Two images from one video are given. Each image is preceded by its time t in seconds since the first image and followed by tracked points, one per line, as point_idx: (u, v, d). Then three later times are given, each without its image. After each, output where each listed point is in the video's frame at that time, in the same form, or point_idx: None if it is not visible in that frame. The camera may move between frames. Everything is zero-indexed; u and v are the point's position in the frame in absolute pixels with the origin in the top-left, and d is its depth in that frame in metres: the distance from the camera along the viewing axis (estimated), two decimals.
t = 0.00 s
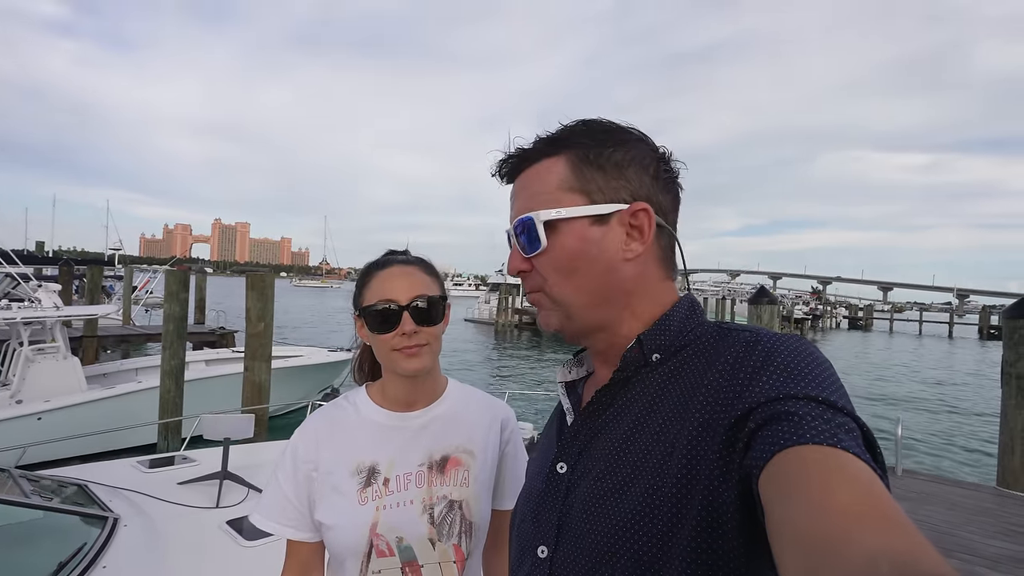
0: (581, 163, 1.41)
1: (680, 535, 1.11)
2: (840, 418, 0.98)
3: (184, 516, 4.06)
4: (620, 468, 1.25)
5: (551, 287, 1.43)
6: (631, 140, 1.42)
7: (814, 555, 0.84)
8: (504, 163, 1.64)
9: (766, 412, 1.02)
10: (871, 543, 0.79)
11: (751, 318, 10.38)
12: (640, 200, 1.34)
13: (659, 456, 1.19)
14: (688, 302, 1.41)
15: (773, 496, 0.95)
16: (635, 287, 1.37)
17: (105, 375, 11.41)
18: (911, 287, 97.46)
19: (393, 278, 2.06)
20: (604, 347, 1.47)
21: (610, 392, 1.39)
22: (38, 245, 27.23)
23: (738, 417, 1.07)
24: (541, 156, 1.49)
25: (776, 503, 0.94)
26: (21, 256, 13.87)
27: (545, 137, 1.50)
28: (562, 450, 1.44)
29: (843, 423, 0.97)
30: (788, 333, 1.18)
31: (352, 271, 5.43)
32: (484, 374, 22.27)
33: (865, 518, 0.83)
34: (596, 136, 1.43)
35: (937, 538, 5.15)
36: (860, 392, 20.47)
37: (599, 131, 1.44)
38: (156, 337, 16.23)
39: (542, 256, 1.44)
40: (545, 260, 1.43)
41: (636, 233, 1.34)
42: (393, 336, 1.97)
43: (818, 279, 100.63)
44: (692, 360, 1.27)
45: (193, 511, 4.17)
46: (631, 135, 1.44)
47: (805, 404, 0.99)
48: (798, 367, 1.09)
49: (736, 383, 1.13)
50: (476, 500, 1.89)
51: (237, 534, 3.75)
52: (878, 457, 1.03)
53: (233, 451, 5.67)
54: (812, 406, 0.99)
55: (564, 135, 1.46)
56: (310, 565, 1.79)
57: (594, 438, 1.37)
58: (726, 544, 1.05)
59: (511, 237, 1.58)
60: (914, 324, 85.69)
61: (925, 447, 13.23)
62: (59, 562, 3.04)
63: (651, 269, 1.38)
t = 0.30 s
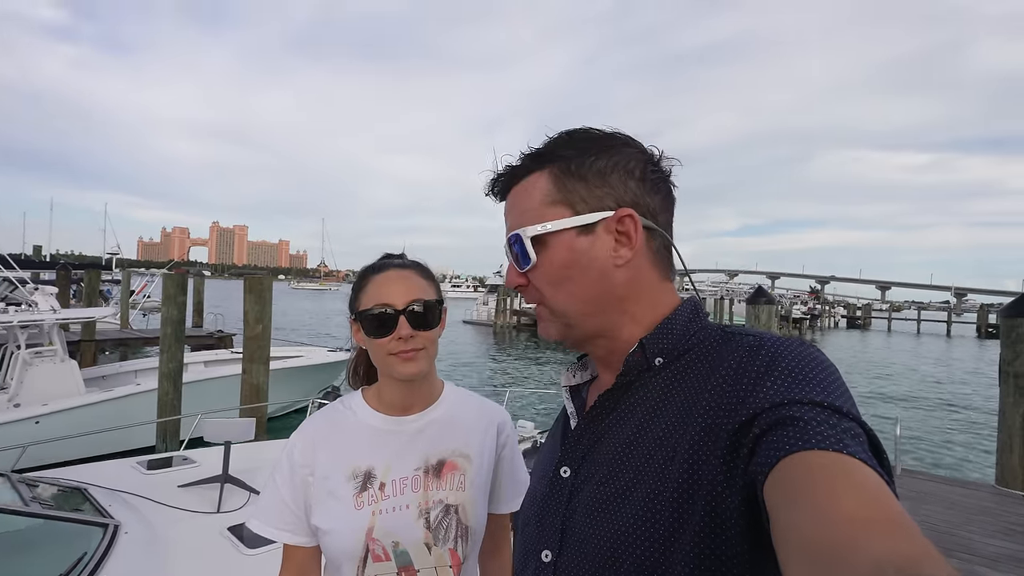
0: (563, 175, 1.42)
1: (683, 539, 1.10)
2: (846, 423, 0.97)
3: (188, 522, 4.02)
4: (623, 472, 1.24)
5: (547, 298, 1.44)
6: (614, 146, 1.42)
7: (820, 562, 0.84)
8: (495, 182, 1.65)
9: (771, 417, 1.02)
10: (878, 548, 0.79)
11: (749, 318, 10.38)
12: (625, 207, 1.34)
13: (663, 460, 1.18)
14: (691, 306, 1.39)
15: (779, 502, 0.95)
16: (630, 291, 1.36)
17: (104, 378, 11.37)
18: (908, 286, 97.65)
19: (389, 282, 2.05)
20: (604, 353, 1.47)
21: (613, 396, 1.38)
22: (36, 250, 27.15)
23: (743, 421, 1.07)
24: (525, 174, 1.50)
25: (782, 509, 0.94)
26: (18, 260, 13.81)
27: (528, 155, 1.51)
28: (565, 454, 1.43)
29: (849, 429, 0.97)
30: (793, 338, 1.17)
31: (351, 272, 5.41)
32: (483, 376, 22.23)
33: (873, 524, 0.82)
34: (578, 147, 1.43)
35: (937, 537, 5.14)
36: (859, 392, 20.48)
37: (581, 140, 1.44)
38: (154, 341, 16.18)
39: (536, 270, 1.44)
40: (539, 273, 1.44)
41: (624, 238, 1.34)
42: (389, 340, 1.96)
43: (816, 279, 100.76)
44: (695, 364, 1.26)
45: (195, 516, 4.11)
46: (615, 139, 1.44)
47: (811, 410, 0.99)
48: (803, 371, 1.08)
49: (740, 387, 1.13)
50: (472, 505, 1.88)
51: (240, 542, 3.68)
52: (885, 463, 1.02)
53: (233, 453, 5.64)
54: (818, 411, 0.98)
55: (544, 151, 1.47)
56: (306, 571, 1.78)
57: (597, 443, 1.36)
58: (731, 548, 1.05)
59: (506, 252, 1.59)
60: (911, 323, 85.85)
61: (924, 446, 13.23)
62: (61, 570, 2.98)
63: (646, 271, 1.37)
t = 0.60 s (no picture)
0: (549, 179, 1.41)
1: (677, 541, 1.09)
2: (839, 424, 0.96)
3: (185, 524, 3.98)
4: (616, 473, 1.23)
5: (538, 303, 1.43)
6: (600, 147, 1.41)
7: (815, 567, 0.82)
8: (483, 187, 1.64)
9: (764, 418, 1.01)
10: (871, 551, 0.78)
11: (745, 318, 10.39)
12: (613, 209, 1.33)
13: (655, 462, 1.17)
14: (682, 307, 1.38)
15: (772, 505, 0.94)
16: (622, 293, 1.35)
17: (98, 379, 11.31)
18: (904, 286, 98.07)
19: (380, 283, 2.04)
20: (595, 356, 1.46)
21: (607, 397, 1.37)
22: (29, 252, 27.07)
23: (737, 423, 1.06)
24: (512, 179, 1.50)
25: (775, 512, 0.93)
26: (11, 261, 13.70)
27: (515, 160, 1.50)
28: (558, 456, 1.41)
29: (842, 429, 0.95)
30: (786, 339, 1.16)
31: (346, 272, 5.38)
32: (479, 377, 22.21)
33: (865, 527, 0.81)
34: (563, 150, 1.43)
35: (932, 536, 5.15)
36: (856, 391, 20.53)
37: (566, 142, 1.44)
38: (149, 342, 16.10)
39: (528, 275, 1.43)
40: (531, 278, 1.42)
41: (614, 240, 1.33)
42: (380, 341, 1.95)
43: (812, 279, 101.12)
44: (687, 365, 1.25)
45: (190, 518, 4.06)
46: (600, 140, 1.43)
47: (803, 411, 0.98)
48: (796, 372, 1.07)
49: (733, 388, 1.12)
50: (461, 506, 1.87)
51: (237, 545, 3.63)
52: (875, 465, 1.01)
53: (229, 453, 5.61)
54: (811, 412, 0.97)
55: (529, 155, 1.46)
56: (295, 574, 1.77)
57: (590, 444, 1.34)
58: (724, 550, 1.04)
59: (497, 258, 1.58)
60: (907, 322, 86.20)
61: (919, 445, 13.28)
62: None
63: (636, 272, 1.36)
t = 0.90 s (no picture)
0: (541, 174, 1.41)
1: (670, 532, 1.09)
2: (829, 414, 0.96)
3: (187, 519, 3.99)
4: (610, 465, 1.23)
5: (532, 299, 1.43)
6: (593, 141, 1.41)
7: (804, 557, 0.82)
8: (477, 182, 1.64)
9: (756, 409, 1.01)
10: (860, 539, 0.78)
11: (744, 315, 10.38)
12: (606, 203, 1.33)
13: (648, 453, 1.17)
14: (676, 300, 1.38)
15: (763, 494, 0.94)
16: (617, 287, 1.35)
17: (100, 376, 11.34)
18: (904, 282, 97.95)
19: (376, 279, 2.04)
20: (589, 350, 1.46)
21: (601, 390, 1.37)
22: (30, 251, 27.18)
23: (729, 414, 1.06)
24: (505, 175, 1.49)
25: (765, 501, 0.93)
26: (12, 260, 13.72)
27: (507, 156, 1.50)
28: (553, 448, 1.41)
29: (833, 419, 0.96)
30: (778, 331, 1.16)
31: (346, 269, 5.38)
32: (479, 374, 22.23)
33: (855, 516, 0.81)
34: (555, 145, 1.42)
35: (931, 531, 5.16)
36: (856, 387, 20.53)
37: (558, 137, 1.44)
38: (151, 340, 16.13)
39: (522, 271, 1.43)
40: (525, 274, 1.43)
41: (606, 235, 1.33)
42: (377, 336, 1.95)
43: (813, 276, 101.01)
44: (681, 357, 1.25)
45: (192, 514, 4.06)
46: (593, 135, 1.43)
47: (794, 402, 0.98)
48: (788, 364, 1.08)
49: (726, 379, 1.12)
50: (456, 498, 1.87)
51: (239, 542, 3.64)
52: (866, 454, 1.01)
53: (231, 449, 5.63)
54: (802, 402, 0.97)
55: (521, 152, 1.46)
56: (292, 568, 1.77)
57: (584, 436, 1.35)
58: (717, 540, 1.04)
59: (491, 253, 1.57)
60: (908, 319, 86.09)
61: (919, 441, 13.28)
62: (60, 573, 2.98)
63: (630, 266, 1.36)
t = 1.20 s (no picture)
0: (543, 165, 1.42)
1: (668, 521, 1.10)
2: (826, 405, 0.97)
3: (193, 514, 4.01)
4: (608, 456, 1.24)
5: (533, 289, 1.43)
6: (594, 134, 1.41)
7: (798, 544, 0.84)
8: (479, 174, 1.65)
9: (753, 400, 1.02)
10: (855, 526, 0.79)
11: (746, 312, 10.37)
12: (606, 196, 1.34)
13: (647, 443, 1.18)
14: (675, 292, 1.38)
15: (759, 483, 0.95)
16: (617, 279, 1.36)
17: (103, 374, 11.38)
18: (907, 280, 97.73)
19: (378, 273, 2.05)
20: (589, 342, 1.46)
21: (600, 381, 1.37)
22: (34, 251, 27.31)
23: (727, 404, 1.06)
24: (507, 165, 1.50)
25: (761, 491, 0.94)
26: (15, 259, 13.77)
27: (508, 148, 1.50)
28: (552, 440, 1.42)
29: (829, 410, 0.97)
30: (777, 323, 1.17)
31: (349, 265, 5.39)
32: (481, 372, 22.27)
33: (850, 504, 0.82)
34: (558, 136, 1.43)
35: (932, 527, 5.17)
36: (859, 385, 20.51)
37: (561, 129, 1.44)
38: (153, 339, 16.18)
39: (523, 261, 1.44)
40: (525, 264, 1.43)
41: (606, 227, 1.34)
42: (379, 330, 1.95)
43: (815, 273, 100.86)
44: (680, 349, 1.26)
45: (196, 509, 4.08)
46: (595, 127, 1.43)
47: (791, 392, 0.99)
48: (786, 356, 1.08)
49: (724, 370, 1.13)
50: (457, 490, 1.88)
51: (245, 534, 3.66)
52: (862, 444, 1.02)
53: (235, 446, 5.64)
54: (799, 393, 0.98)
55: (523, 143, 1.46)
56: (294, 559, 1.78)
57: (584, 427, 1.35)
58: (713, 529, 1.05)
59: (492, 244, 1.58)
60: (911, 316, 85.93)
61: (921, 438, 13.27)
62: (66, 566, 3.00)
63: (630, 258, 1.37)
